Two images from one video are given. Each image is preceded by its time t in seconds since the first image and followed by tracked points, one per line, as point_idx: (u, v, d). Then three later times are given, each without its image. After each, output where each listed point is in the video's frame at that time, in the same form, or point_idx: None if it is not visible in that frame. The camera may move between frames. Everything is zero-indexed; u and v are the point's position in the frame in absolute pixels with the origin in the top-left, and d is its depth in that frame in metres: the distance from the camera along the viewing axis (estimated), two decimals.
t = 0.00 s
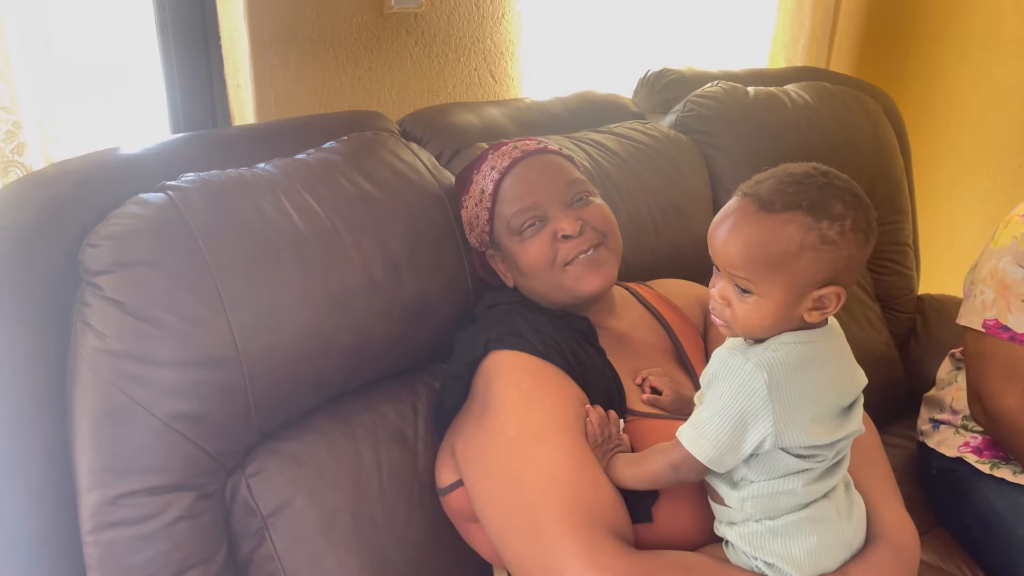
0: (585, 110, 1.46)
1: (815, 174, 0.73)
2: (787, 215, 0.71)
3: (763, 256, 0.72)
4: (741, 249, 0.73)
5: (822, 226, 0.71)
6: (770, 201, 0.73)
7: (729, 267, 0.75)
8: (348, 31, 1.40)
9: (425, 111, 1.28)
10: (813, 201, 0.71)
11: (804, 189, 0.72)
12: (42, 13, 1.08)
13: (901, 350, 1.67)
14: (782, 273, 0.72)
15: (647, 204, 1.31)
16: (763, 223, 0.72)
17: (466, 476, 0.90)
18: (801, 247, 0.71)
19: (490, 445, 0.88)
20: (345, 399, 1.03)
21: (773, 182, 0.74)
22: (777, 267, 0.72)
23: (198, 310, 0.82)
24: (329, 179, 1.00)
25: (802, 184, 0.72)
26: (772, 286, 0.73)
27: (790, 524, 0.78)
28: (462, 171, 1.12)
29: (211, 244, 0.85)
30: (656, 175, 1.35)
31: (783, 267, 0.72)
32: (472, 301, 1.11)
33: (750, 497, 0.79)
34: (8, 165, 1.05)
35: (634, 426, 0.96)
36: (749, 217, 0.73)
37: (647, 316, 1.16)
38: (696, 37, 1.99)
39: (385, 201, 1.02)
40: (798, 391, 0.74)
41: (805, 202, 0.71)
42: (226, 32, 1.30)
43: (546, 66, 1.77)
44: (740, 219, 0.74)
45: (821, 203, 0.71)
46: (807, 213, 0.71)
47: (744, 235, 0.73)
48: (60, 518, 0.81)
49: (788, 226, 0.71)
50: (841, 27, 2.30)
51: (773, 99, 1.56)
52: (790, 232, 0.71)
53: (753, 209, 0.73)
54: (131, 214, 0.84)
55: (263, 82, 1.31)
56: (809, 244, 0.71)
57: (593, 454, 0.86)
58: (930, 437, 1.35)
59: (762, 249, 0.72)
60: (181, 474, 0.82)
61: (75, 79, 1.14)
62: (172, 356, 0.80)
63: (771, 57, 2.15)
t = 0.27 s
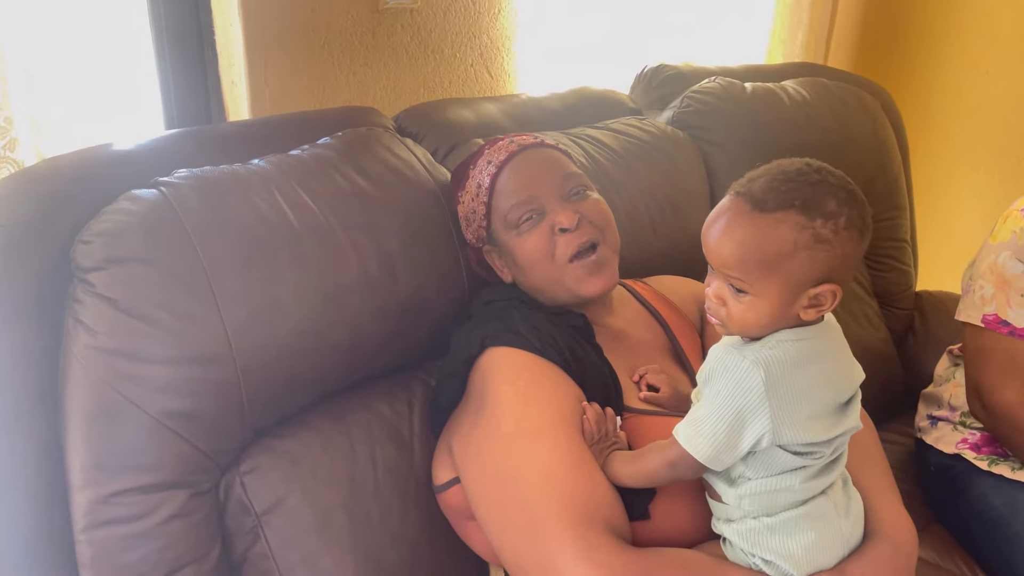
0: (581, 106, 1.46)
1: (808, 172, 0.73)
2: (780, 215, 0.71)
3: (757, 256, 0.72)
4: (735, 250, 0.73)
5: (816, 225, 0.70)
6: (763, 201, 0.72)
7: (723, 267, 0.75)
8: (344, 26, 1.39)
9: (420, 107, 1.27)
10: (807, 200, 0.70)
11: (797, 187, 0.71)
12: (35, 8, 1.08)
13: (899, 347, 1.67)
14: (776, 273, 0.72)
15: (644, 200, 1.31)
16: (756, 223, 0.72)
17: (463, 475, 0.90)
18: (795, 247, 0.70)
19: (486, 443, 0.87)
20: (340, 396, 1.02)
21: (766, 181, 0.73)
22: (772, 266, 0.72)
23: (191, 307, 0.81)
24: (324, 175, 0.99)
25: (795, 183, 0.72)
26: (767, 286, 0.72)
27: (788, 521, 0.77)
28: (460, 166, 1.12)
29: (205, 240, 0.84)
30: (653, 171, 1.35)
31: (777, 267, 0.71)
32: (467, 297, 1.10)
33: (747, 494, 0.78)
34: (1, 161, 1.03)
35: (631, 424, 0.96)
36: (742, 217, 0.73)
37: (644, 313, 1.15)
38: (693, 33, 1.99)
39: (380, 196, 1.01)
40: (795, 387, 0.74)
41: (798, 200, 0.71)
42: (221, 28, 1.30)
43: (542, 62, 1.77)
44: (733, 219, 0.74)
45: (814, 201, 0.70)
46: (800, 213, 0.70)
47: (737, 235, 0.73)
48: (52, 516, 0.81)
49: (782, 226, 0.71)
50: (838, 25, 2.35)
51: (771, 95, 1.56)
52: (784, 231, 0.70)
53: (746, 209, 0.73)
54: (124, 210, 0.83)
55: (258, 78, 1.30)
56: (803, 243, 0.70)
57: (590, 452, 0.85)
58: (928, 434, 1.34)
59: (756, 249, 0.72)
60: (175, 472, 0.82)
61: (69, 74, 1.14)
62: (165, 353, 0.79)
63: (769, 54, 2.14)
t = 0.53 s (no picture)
0: (578, 104, 1.45)
1: (802, 169, 0.72)
2: (773, 212, 0.70)
3: (751, 254, 0.71)
4: (728, 248, 0.73)
5: (810, 222, 0.70)
6: (757, 199, 0.72)
7: (717, 265, 0.74)
8: (339, 23, 1.39)
9: (416, 104, 1.27)
10: (800, 197, 0.70)
11: (791, 184, 0.71)
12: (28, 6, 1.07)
13: (897, 344, 1.67)
14: (769, 270, 0.71)
15: (641, 198, 1.30)
16: (750, 221, 0.71)
17: (458, 474, 0.89)
18: (788, 244, 0.70)
19: (481, 442, 0.87)
20: (335, 395, 1.02)
21: (759, 178, 0.73)
22: (765, 264, 0.71)
23: (184, 305, 0.81)
24: (319, 173, 0.99)
25: (789, 180, 0.71)
26: (760, 284, 0.72)
27: (783, 520, 0.77)
28: (456, 162, 1.11)
29: (197, 238, 0.84)
30: (649, 168, 1.34)
31: (771, 265, 0.71)
32: (463, 295, 1.10)
33: (742, 493, 0.78)
34: None
35: (626, 423, 0.95)
36: (736, 215, 0.72)
37: (639, 311, 1.15)
38: (691, 30, 1.98)
39: (374, 194, 1.01)
40: (789, 386, 0.74)
41: (792, 197, 0.70)
42: (215, 27, 1.29)
43: (539, 59, 1.76)
44: (726, 216, 0.73)
45: (808, 199, 0.70)
46: (794, 210, 0.70)
47: (731, 233, 0.72)
48: (45, 516, 0.80)
49: (775, 224, 0.70)
50: (836, 23, 2.38)
51: (768, 92, 1.55)
52: (777, 229, 0.70)
53: (739, 207, 0.73)
54: (116, 209, 0.83)
55: (253, 75, 1.30)
56: (796, 241, 0.70)
57: (585, 451, 0.85)
58: (925, 431, 1.34)
59: (749, 247, 0.71)
60: (169, 471, 0.81)
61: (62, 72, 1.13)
62: (158, 352, 0.79)
63: (766, 51, 2.14)
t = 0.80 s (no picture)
0: (573, 101, 1.45)
1: (790, 167, 0.72)
2: (756, 210, 0.70)
3: (734, 251, 0.71)
4: (711, 244, 0.73)
5: (792, 220, 0.69)
6: (741, 196, 0.72)
7: (703, 261, 0.75)
8: (333, 22, 1.38)
9: (410, 103, 1.27)
10: (784, 195, 0.70)
11: (775, 182, 0.71)
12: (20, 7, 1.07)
13: (894, 340, 1.67)
14: (752, 267, 0.71)
15: (636, 196, 1.30)
16: (733, 218, 0.72)
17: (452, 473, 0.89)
18: (770, 242, 0.70)
19: (475, 441, 0.87)
20: (329, 395, 1.02)
21: (745, 176, 0.73)
22: (748, 261, 0.71)
23: (175, 306, 0.81)
24: (312, 172, 0.99)
25: (775, 177, 0.71)
26: (743, 281, 0.72)
27: (775, 517, 0.77)
28: (449, 161, 1.11)
29: (189, 238, 0.84)
30: (644, 166, 1.34)
31: (753, 262, 0.71)
32: (457, 294, 1.10)
33: (734, 491, 0.78)
34: None
35: (620, 421, 0.95)
36: (721, 211, 0.73)
37: (633, 309, 1.15)
38: (687, 27, 1.98)
39: (367, 193, 1.01)
40: (779, 383, 0.74)
41: (775, 195, 0.70)
42: (209, 25, 1.28)
43: (534, 56, 1.76)
44: (712, 213, 0.73)
45: (791, 197, 0.70)
46: (776, 208, 0.70)
47: (715, 229, 0.72)
48: (38, 517, 0.80)
49: (757, 221, 0.70)
50: (832, 18, 2.34)
51: (763, 88, 1.55)
52: (760, 226, 0.70)
53: (724, 204, 0.73)
54: (108, 209, 0.83)
55: (247, 75, 1.30)
56: (777, 239, 0.70)
57: (578, 449, 0.85)
58: (921, 428, 1.34)
59: (732, 244, 0.71)
60: (162, 471, 0.81)
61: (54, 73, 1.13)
62: (151, 353, 0.79)
63: (763, 47, 2.14)
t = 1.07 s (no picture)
0: (569, 99, 1.45)
1: (777, 162, 0.73)
2: (751, 206, 0.70)
3: (732, 250, 0.71)
4: (708, 244, 0.72)
5: (787, 214, 0.70)
6: (734, 194, 0.72)
7: (699, 263, 0.74)
8: (328, 20, 1.38)
9: (406, 102, 1.27)
10: (776, 189, 0.70)
11: (766, 177, 0.71)
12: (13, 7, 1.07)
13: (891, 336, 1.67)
14: (751, 264, 0.71)
15: (632, 193, 1.30)
16: (728, 216, 0.71)
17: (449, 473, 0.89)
18: (767, 238, 0.70)
19: (472, 440, 0.87)
20: (325, 394, 1.02)
21: (735, 173, 0.73)
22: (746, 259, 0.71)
23: (171, 306, 0.81)
24: (307, 172, 0.98)
25: (765, 174, 0.71)
26: (743, 279, 0.72)
27: (770, 515, 0.77)
28: (445, 159, 1.11)
29: (184, 238, 0.84)
30: (640, 164, 1.34)
31: (751, 259, 0.71)
32: (453, 293, 1.10)
33: (729, 490, 0.78)
34: None
35: (616, 420, 0.96)
36: (714, 210, 0.72)
37: (629, 307, 1.15)
38: (683, 23, 1.97)
39: (363, 192, 1.01)
40: (773, 381, 0.74)
41: (768, 190, 0.70)
42: (203, 24, 1.27)
43: (530, 54, 1.76)
44: (705, 213, 0.73)
45: (784, 191, 0.70)
46: (771, 202, 0.70)
47: (711, 229, 0.72)
48: (35, 517, 0.81)
49: (753, 217, 0.70)
50: (830, 13, 2.33)
51: (759, 85, 1.55)
52: (756, 222, 0.70)
53: (717, 202, 0.73)
54: (103, 210, 0.83)
55: (242, 74, 1.29)
56: (775, 233, 0.70)
57: (575, 448, 0.85)
58: (918, 424, 1.34)
59: (729, 242, 0.71)
60: (158, 472, 0.81)
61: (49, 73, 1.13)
62: (147, 353, 0.79)
63: (761, 42, 2.13)
